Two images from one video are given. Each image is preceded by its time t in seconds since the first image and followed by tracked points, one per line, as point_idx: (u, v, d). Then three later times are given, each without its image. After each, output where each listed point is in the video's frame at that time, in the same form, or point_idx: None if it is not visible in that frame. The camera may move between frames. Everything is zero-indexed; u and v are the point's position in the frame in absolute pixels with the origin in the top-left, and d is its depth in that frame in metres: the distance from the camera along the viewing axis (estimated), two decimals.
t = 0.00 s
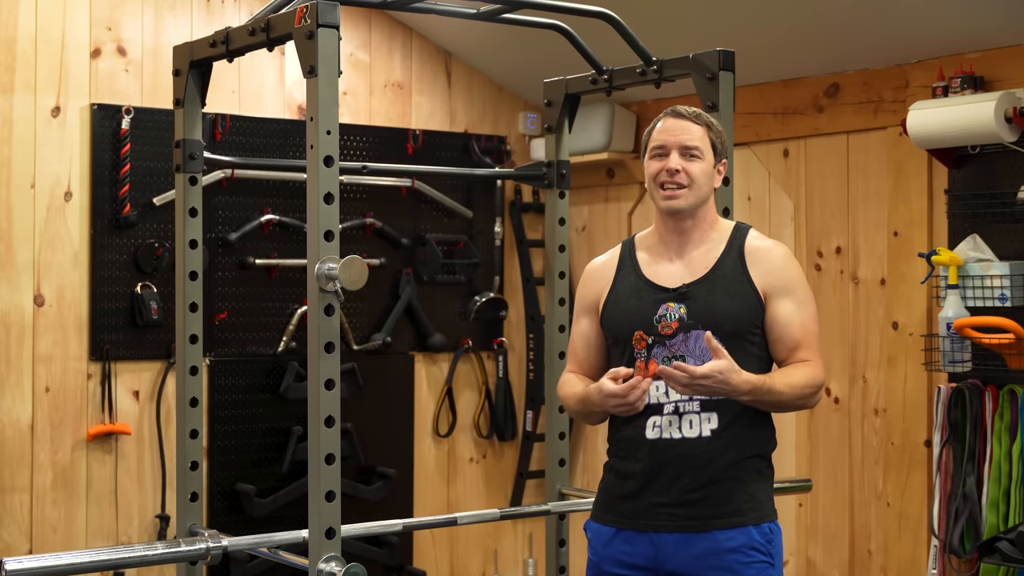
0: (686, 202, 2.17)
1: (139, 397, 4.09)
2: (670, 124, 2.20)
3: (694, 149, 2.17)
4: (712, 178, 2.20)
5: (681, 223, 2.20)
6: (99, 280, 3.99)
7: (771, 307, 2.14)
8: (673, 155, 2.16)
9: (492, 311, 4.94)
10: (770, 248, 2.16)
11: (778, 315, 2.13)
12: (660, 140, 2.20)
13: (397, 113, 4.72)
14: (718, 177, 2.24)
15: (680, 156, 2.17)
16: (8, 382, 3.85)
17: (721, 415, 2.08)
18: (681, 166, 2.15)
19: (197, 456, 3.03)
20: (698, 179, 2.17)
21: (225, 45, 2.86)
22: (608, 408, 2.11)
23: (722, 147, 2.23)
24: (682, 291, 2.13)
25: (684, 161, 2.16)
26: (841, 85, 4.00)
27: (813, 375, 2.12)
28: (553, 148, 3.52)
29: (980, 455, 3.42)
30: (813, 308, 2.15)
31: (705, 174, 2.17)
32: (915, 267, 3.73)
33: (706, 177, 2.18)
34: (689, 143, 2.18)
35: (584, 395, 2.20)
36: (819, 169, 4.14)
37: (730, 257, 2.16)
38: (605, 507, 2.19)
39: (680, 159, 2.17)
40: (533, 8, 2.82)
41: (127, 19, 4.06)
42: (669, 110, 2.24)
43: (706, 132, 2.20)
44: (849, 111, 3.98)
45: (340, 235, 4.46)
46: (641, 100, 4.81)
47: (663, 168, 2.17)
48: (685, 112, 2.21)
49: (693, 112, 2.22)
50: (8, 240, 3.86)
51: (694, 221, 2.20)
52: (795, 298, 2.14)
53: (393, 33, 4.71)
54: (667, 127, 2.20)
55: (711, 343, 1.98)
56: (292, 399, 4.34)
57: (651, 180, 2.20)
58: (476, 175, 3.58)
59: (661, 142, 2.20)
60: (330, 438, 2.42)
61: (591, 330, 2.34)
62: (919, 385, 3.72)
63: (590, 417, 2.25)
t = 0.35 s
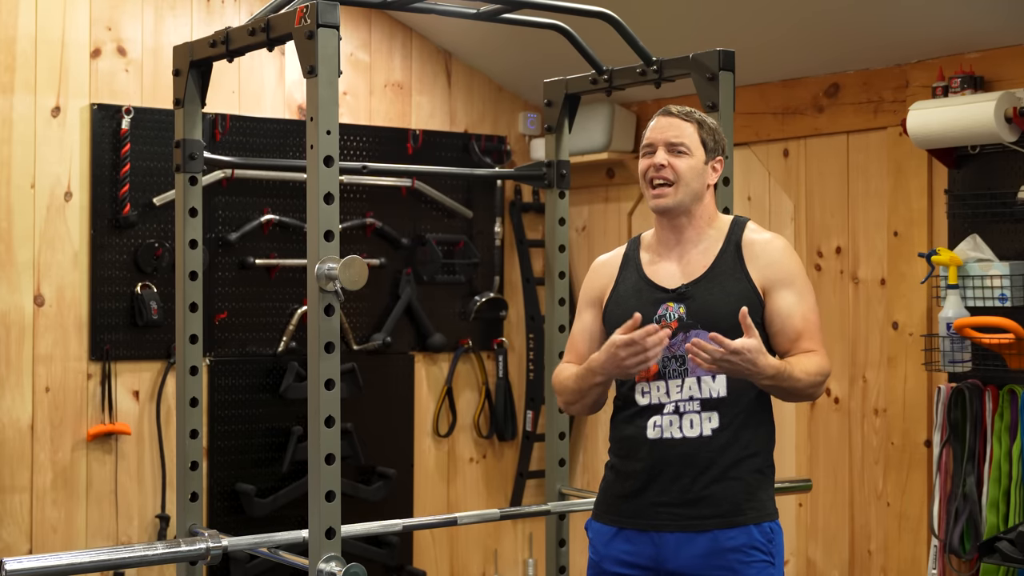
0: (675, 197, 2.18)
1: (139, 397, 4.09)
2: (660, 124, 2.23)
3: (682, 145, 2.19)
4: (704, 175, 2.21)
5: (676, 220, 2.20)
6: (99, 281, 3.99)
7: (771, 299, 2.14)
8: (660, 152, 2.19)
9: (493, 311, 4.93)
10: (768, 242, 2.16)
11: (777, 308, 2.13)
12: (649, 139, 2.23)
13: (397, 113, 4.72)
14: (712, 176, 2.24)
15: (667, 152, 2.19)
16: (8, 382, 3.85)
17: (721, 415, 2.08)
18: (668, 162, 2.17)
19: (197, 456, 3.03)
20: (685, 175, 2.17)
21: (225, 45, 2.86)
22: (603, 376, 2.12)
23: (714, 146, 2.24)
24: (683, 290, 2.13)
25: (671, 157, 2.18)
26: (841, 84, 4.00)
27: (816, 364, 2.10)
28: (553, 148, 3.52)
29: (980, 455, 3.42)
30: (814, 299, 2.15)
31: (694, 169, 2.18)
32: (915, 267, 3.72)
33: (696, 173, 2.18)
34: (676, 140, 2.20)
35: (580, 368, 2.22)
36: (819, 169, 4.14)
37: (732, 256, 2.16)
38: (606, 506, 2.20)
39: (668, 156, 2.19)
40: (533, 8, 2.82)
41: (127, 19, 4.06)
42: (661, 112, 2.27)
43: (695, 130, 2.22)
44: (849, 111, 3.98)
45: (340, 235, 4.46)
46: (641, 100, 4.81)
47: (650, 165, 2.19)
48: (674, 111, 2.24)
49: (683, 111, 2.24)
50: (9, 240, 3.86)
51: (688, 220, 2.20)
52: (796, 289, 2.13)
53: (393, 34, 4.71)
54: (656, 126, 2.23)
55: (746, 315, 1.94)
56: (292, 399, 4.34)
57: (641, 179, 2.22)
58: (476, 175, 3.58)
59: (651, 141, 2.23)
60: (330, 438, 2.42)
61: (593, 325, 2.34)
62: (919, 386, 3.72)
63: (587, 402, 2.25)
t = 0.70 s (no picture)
0: (695, 198, 2.17)
1: (139, 397, 4.09)
2: (683, 122, 2.22)
3: (706, 147, 2.18)
4: (721, 178, 2.21)
5: (689, 221, 2.19)
6: (98, 281, 3.99)
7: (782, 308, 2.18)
8: (684, 152, 2.17)
9: (492, 311, 4.93)
10: (777, 248, 2.18)
11: (788, 315, 2.18)
12: (671, 137, 2.21)
13: (397, 113, 4.72)
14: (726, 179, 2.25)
15: (690, 153, 2.18)
16: (8, 382, 3.85)
17: (724, 415, 2.08)
18: (692, 162, 2.16)
19: (197, 455, 3.03)
20: (705, 178, 2.17)
21: (224, 45, 2.86)
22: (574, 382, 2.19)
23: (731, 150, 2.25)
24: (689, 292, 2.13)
25: (695, 157, 2.17)
26: (841, 85, 4.00)
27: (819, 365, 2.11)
28: (553, 148, 3.52)
29: (980, 455, 3.42)
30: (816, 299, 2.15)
31: (715, 172, 2.18)
32: (915, 267, 3.72)
33: (716, 175, 2.18)
34: (700, 141, 2.19)
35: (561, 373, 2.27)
36: (819, 169, 4.14)
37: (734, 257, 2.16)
38: (607, 506, 2.19)
39: (691, 156, 2.17)
40: (533, 8, 2.82)
41: (127, 19, 4.06)
42: (680, 110, 2.25)
43: (717, 132, 2.22)
44: (849, 111, 3.98)
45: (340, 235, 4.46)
46: (641, 100, 4.81)
47: (672, 163, 2.17)
48: (697, 112, 2.23)
49: (705, 112, 2.24)
50: (8, 240, 3.86)
51: (697, 222, 2.19)
52: (803, 298, 2.18)
53: (392, 34, 4.71)
54: (679, 125, 2.22)
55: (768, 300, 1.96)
56: (292, 399, 4.34)
57: (660, 176, 2.20)
58: (476, 175, 3.58)
59: (672, 139, 2.21)
60: (330, 438, 2.42)
61: (594, 320, 2.34)
62: (919, 386, 3.72)
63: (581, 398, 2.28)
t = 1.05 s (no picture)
0: (702, 207, 2.15)
1: (138, 397, 4.09)
2: (689, 128, 2.19)
3: (713, 154, 2.16)
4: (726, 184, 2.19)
5: (694, 226, 2.18)
6: (98, 281, 3.99)
7: (778, 310, 2.16)
8: (693, 160, 2.15)
9: (492, 310, 4.93)
10: (776, 249, 2.18)
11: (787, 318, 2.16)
12: (679, 143, 2.18)
13: (396, 113, 4.72)
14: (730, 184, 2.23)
15: (698, 161, 2.15)
16: (8, 383, 3.85)
17: (723, 415, 2.08)
18: (701, 171, 2.14)
19: (197, 456, 3.03)
20: (712, 186, 2.15)
21: (225, 45, 2.86)
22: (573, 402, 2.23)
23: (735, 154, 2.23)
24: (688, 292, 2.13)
25: (703, 166, 2.15)
26: (841, 84, 4.00)
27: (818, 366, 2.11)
28: (553, 148, 3.52)
29: (980, 455, 3.42)
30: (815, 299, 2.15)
31: (722, 180, 2.16)
32: (915, 267, 3.73)
33: (722, 183, 2.17)
34: (707, 149, 2.17)
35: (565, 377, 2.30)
36: (819, 169, 4.14)
37: (734, 258, 2.16)
38: (606, 506, 2.19)
39: (699, 164, 2.15)
40: (533, 8, 2.82)
41: (127, 19, 4.06)
42: (686, 113, 2.22)
43: (723, 138, 2.20)
44: (849, 111, 3.98)
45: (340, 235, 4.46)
46: (641, 100, 4.81)
47: (680, 171, 2.15)
48: (704, 116, 2.20)
49: (711, 117, 2.21)
50: (8, 240, 3.86)
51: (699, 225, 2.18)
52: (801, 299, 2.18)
53: (392, 33, 4.71)
54: (686, 130, 2.19)
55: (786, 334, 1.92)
56: (292, 399, 4.34)
57: (667, 182, 2.17)
58: (476, 175, 3.58)
59: (680, 145, 2.18)
60: (330, 438, 2.42)
61: (593, 324, 2.33)
62: (919, 385, 3.72)
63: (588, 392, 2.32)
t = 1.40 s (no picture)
0: (671, 209, 2.16)
1: (139, 397, 4.09)
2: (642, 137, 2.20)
3: (669, 155, 2.16)
4: (697, 177, 2.17)
5: (686, 225, 2.19)
6: (99, 281, 3.99)
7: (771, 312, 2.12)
8: (647, 168, 2.17)
9: (492, 311, 4.93)
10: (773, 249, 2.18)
11: (777, 318, 2.10)
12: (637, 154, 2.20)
13: (397, 113, 4.72)
14: (709, 175, 2.20)
15: (654, 166, 2.17)
16: (8, 382, 3.85)
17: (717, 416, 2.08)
18: (656, 177, 2.15)
19: (197, 456, 3.03)
20: (676, 186, 2.15)
21: (225, 44, 2.85)
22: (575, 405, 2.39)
23: (704, 145, 2.20)
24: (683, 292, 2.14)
25: (660, 170, 2.16)
26: (841, 84, 4.00)
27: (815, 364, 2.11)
28: (553, 148, 3.52)
29: (980, 455, 3.42)
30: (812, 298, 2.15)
31: (684, 177, 2.15)
32: (915, 267, 3.73)
33: (687, 179, 2.16)
34: (661, 151, 2.17)
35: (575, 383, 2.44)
36: (819, 169, 4.14)
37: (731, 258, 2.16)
38: (603, 505, 2.20)
39: (655, 170, 2.16)
40: (533, 8, 2.82)
41: (127, 19, 4.06)
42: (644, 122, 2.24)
43: (679, 134, 2.18)
44: (849, 111, 3.98)
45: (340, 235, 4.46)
46: (641, 100, 4.81)
47: (640, 183, 2.18)
48: (652, 121, 2.21)
49: (661, 119, 2.21)
50: (9, 240, 3.86)
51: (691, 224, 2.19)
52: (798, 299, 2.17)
53: (393, 33, 4.71)
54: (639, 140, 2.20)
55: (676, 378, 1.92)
56: (292, 399, 4.34)
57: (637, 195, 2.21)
58: (476, 175, 3.57)
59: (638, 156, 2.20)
60: (330, 438, 2.42)
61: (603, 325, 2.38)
62: (919, 385, 3.72)
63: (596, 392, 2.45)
